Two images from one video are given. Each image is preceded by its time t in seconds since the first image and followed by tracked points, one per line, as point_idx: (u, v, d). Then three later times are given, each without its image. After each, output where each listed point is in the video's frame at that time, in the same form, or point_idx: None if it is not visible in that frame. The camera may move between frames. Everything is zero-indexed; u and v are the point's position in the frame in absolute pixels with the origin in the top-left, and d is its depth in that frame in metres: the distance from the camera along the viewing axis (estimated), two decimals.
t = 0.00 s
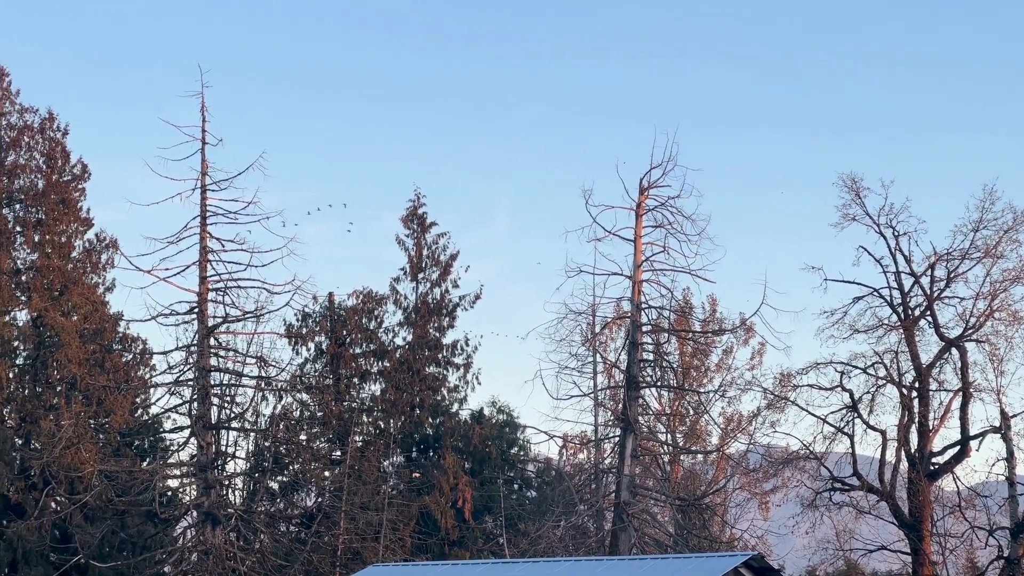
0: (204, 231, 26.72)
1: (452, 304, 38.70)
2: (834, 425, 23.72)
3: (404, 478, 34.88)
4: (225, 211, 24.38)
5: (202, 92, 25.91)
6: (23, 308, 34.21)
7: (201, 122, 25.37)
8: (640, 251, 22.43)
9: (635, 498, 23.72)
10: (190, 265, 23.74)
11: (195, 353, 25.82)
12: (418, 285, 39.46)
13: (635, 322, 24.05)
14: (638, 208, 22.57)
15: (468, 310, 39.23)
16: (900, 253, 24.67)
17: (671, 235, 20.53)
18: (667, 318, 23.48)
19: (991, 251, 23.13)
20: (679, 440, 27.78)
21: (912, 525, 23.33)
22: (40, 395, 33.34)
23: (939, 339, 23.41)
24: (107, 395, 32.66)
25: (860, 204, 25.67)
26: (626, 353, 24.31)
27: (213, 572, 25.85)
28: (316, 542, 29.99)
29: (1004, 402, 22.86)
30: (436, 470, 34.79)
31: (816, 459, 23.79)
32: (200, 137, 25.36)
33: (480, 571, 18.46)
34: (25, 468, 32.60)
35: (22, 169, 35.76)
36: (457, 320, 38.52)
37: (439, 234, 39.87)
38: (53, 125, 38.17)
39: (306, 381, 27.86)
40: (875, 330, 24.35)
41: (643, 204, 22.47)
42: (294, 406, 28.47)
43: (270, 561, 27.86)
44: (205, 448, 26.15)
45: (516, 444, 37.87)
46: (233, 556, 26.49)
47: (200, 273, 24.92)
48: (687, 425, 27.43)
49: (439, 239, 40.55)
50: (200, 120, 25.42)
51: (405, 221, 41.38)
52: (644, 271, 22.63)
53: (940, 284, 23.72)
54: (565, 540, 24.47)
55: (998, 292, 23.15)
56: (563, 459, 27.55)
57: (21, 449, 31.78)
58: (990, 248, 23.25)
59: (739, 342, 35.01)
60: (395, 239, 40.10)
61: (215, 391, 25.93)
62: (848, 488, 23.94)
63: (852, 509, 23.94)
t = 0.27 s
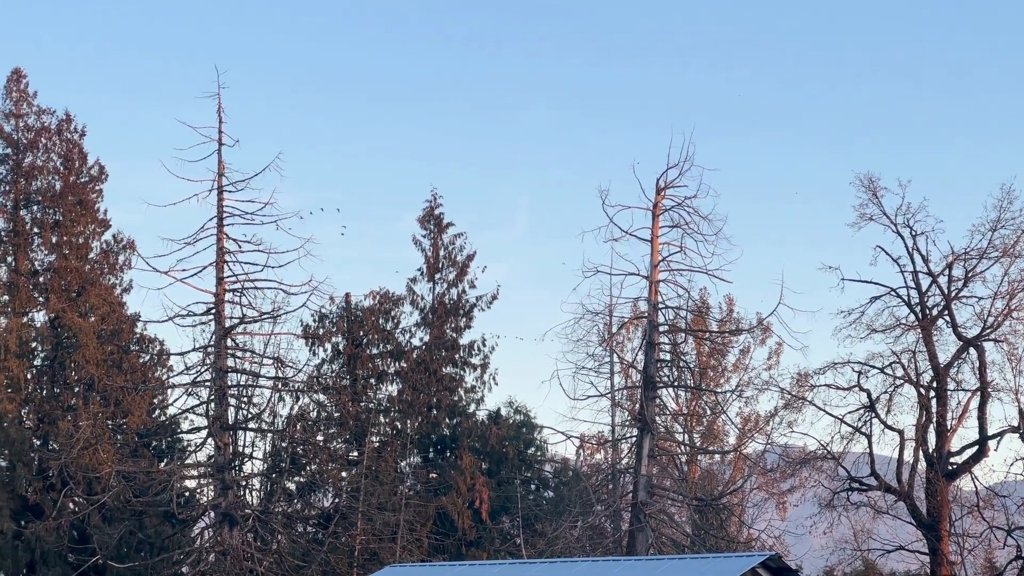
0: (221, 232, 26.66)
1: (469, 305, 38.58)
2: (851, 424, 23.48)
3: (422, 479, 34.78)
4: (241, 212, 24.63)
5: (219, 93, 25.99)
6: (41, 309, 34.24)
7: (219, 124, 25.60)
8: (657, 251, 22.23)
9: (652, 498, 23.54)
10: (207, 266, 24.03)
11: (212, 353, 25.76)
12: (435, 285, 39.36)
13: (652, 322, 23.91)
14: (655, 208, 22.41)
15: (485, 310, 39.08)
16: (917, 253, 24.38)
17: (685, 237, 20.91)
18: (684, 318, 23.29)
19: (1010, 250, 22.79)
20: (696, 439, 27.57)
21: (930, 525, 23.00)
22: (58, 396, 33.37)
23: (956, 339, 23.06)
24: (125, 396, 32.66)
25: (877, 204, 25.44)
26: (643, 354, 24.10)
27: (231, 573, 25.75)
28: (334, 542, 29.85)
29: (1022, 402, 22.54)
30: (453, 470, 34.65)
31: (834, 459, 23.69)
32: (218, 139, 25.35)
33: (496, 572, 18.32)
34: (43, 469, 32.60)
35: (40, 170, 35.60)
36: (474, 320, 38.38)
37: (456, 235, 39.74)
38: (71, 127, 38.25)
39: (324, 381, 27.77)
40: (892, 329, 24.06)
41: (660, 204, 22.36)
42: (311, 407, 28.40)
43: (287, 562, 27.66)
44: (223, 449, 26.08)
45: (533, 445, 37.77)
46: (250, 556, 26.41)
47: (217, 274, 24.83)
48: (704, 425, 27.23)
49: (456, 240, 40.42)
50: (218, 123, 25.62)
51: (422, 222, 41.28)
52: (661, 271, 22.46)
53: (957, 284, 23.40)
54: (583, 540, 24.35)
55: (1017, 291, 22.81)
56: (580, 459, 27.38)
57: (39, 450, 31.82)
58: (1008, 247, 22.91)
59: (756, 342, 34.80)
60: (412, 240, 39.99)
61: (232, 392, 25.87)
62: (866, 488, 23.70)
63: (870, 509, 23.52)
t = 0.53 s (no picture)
0: (240, 232, 26.61)
1: (488, 304, 38.45)
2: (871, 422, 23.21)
3: (441, 478, 34.47)
4: (262, 213, 25.84)
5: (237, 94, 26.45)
6: (61, 309, 34.33)
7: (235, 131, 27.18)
8: (675, 249, 22.04)
9: (671, 497, 23.36)
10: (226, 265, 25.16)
11: (231, 353, 25.71)
12: (454, 284, 39.24)
13: (671, 321, 23.81)
14: (674, 207, 22.26)
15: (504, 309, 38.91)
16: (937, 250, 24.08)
17: (705, 233, 20.52)
18: (703, 316, 23.10)
19: None
20: (714, 437, 27.38)
21: (951, 524, 22.60)
22: (78, 396, 33.45)
23: (977, 337, 22.76)
24: (145, 395, 32.69)
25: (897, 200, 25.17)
26: (662, 352, 23.93)
27: (252, 571, 25.76)
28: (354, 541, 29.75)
29: None
30: (473, 469, 34.52)
31: (853, 457, 23.45)
32: (235, 141, 26.45)
33: (516, 571, 18.16)
34: (64, 468, 32.64)
35: (59, 170, 35.61)
36: (493, 319, 38.22)
37: (474, 233, 39.60)
38: (91, 127, 38.34)
39: (343, 380, 27.69)
40: (912, 327, 23.77)
41: (678, 203, 22.12)
42: (330, 406, 28.35)
43: (307, 562, 27.38)
44: (242, 448, 26.05)
45: (552, 442, 37.63)
46: (269, 555, 26.30)
47: (236, 274, 24.76)
48: (722, 423, 27.08)
49: (475, 238, 40.30)
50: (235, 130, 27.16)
51: (440, 221, 41.17)
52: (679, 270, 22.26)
53: (978, 281, 23.11)
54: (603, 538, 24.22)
55: None
56: (600, 457, 27.19)
57: (60, 449, 31.92)
58: None
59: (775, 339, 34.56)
60: (431, 238, 39.87)
61: (251, 391, 25.82)
62: (885, 486, 23.44)
63: (890, 508, 23.44)
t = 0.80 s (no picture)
0: (262, 230, 26.57)
1: (510, 301, 38.28)
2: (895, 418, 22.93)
3: (464, 475, 34.28)
4: (284, 211, 25.80)
5: (259, 94, 26.86)
6: (85, 308, 34.38)
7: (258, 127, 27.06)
8: (697, 246, 21.82)
9: (694, 494, 23.08)
10: (248, 264, 25.11)
11: (254, 351, 25.65)
12: (476, 281, 39.08)
13: (693, 318, 23.42)
14: (695, 203, 22.03)
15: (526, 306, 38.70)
16: (960, 245, 23.75)
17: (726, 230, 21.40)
18: (725, 313, 22.81)
19: None
20: (737, 434, 27.12)
21: (975, 520, 22.21)
22: (102, 394, 33.49)
23: (1001, 333, 22.40)
24: (169, 394, 32.67)
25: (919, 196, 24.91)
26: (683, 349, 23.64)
27: (275, 569, 25.66)
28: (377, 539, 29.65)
29: None
30: (495, 467, 34.39)
31: (877, 454, 22.90)
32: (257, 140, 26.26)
33: (539, 568, 17.96)
34: (88, 466, 32.68)
35: (83, 169, 35.58)
36: (515, 317, 38.03)
37: (496, 231, 39.44)
38: (114, 126, 38.39)
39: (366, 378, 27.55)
40: (935, 323, 23.44)
41: (700, 199, 21.95)
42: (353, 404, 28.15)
43: (330, 558, 27.26)
44: (265, 446, 25.98)
45: (575, 440, 37.46)
46: (292, 553, 26.18)
47: (258, 272, 24.62)
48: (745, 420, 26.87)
49: (497, 236, 40.14)
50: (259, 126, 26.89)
51: (462, 218, 41.04)
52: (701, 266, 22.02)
53: (1002, 277, 22.77)
54: (626, 535, 24.02)
55: None
56: (622, 454, 26.93)
57: (84, 447, 31.99)
58: None
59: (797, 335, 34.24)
60: (453, 236, 39.76)
61: (274, 389, 25.71)
62: (909, 483, 22.78)
63: (914, 504, 23.19)
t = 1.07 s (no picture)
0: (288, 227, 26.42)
1: (536, 297, 38.03)
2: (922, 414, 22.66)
3: (490, 472, 33.84)
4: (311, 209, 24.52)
5: (285, 90, 26.16)
6: (112, 305, 34.37)
7: (286, 120, 25.70)
8: (723, 242, 21.48)
9: (720, 489, 22.79)
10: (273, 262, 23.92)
11: (280, 348, 25.49)
12: (502, 278, 38.85)
13: (719, 314, 23.01)
14: (720, 199, 21.69)
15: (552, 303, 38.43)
16: (988, 239, 23.32)
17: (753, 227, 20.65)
18: (751, 308, 22.42)
19: None
20: (764, 430, 26.80)
21: (1003, 516, 21.93)
22: (129, 391, 33.50)
23: None
24: (195, 391, 32.60)
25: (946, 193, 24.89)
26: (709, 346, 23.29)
27: (302, 566, 25.52)
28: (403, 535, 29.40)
29: None
30: (522, 463, 34.20)
31: (904, 449, 22.61)
32: (282, 134, 25.08)
33: (566, 564, 17.71)
34: (116, 463, 32.68)
35: (109, 168, 35.64)
36: (542, 313, 37.76)
37: (522, 227, 39.19)
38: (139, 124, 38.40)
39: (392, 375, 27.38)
40: (962, 318, 23.03)
41: (726, 194, 21.60)
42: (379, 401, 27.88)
43: (357, 554, 27.04)
44: (292, 443, 25.87)
45: (601, 436, 37.33)
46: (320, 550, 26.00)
47: (284, 269, 24.42)
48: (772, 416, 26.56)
49: (523, 232, 39.89)
50: (285, 119, 25.69)
51: (488, 215, 40.82)
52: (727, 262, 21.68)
53: None
54: (652, 531, 23.67)
55: None
56: (648, 450, 26.65)
57: (112, 444, 31.99)
58: None
59: (823, 330, 33.88)
60: (479, 233, 39.54)
61: (301, 386, 25.55)
62: (936, 478, 22.52)
63: (942, 500, 22.51)
